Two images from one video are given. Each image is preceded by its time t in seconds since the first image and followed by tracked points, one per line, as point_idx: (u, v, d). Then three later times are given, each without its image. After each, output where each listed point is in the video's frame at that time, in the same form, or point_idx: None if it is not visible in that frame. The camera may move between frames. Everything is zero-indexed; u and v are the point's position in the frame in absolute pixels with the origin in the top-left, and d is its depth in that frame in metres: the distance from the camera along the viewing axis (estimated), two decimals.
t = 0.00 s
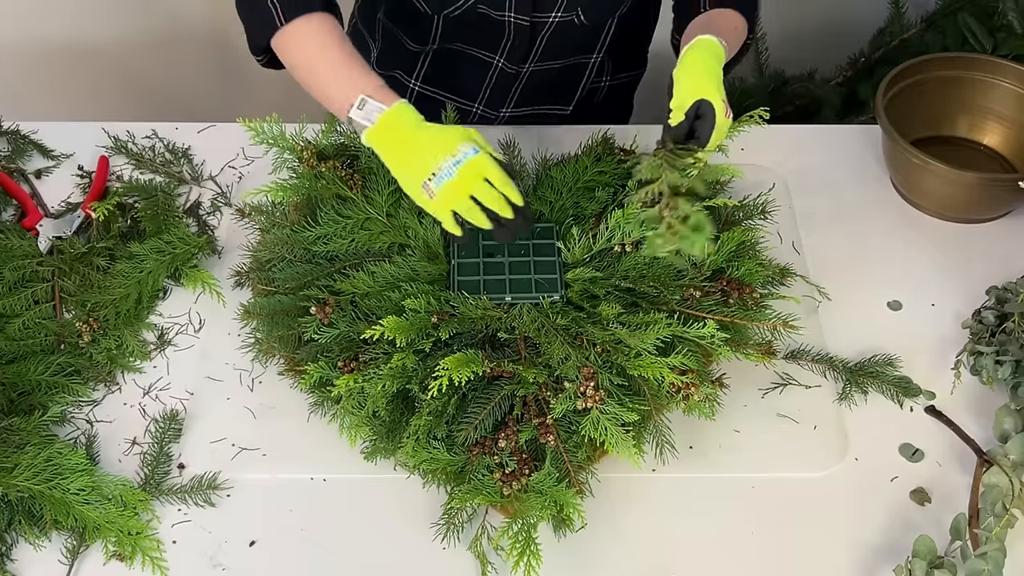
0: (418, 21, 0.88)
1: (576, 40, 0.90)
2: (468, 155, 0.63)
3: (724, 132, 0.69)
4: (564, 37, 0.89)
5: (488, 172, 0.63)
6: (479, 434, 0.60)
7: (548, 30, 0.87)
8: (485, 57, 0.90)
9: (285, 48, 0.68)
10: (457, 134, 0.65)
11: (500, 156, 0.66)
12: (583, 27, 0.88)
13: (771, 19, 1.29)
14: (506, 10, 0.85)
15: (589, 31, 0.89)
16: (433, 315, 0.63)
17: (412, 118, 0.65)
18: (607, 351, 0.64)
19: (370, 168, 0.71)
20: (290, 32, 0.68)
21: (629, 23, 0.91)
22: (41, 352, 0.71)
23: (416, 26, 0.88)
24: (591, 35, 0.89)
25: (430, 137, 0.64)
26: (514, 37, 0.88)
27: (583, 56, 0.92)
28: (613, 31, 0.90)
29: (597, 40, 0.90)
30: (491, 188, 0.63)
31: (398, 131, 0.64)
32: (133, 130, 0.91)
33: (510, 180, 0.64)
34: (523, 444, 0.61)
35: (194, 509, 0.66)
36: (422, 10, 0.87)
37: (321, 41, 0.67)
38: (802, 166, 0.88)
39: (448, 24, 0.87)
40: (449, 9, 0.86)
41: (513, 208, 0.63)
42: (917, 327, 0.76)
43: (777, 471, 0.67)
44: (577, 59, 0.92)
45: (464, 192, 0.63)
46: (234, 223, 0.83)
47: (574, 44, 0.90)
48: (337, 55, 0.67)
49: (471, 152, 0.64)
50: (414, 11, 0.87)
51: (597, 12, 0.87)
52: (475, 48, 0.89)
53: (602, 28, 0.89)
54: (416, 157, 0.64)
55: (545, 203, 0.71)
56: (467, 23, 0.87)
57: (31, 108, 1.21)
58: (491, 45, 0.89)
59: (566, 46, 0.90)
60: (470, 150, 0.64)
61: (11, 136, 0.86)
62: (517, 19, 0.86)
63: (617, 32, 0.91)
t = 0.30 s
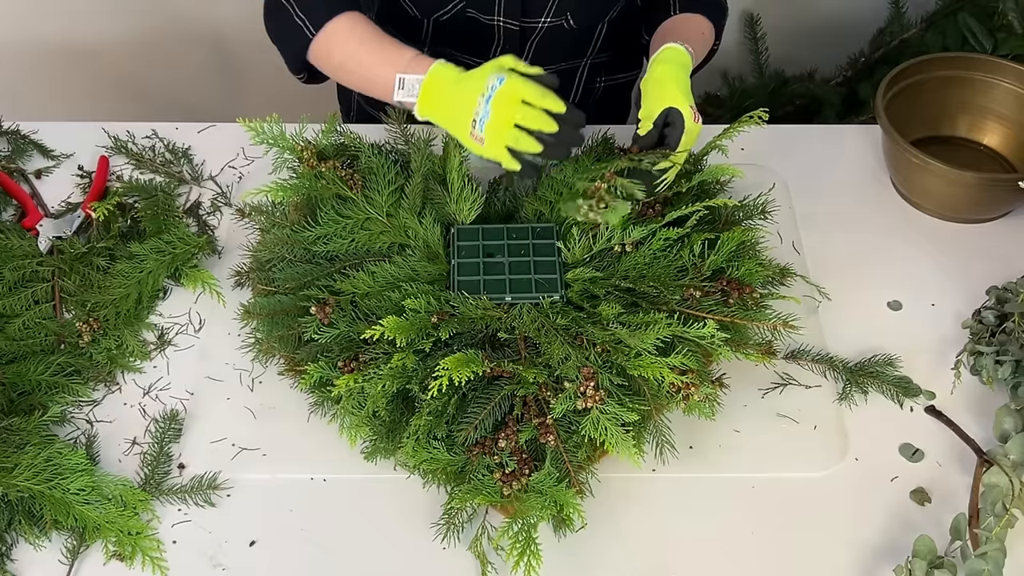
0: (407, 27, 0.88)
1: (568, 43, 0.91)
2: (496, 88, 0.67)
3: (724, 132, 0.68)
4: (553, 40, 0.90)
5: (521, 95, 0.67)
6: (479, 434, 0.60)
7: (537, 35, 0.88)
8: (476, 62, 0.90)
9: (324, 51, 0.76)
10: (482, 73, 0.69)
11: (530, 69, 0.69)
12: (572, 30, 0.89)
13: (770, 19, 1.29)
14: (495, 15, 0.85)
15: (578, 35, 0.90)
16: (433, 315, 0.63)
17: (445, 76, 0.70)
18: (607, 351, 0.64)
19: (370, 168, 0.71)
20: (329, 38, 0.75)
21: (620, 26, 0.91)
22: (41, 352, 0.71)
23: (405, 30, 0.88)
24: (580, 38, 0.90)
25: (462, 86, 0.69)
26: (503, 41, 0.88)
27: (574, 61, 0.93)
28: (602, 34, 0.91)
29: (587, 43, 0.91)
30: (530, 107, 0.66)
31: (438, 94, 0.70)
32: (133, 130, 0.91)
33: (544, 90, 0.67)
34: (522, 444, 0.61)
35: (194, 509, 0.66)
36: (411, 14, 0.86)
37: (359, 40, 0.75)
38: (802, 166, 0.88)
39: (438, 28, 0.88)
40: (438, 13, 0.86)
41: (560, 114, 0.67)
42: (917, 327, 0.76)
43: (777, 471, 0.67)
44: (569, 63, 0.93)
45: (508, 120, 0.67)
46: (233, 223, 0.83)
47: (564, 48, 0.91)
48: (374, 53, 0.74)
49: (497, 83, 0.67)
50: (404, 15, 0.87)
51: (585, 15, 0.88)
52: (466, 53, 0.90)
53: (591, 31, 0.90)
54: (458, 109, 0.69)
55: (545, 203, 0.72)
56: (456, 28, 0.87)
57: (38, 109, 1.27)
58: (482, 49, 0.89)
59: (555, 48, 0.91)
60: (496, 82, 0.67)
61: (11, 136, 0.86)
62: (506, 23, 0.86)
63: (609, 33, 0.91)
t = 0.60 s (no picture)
0: (406, 24, 0.88)
1: (569, 40, 0.91)
2: (493, 108, 0.67)
3: (725, 132, 0.69)
4: (554, 36, 0.90)
5: (518, 115, 0.66)
6: (479, 434, 0.60)
7: (538, 33, 0.89)
8: (476, 58, 0.91)
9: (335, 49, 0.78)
10: (481, 89, 0.69)
11: (528, 82, 0.68)
12: (573, 26, 0.89)
13: (770, 20, 1.29)
14: (496, 11, 0.86)
15: (578, 31, 0.90)
16: (433, 315, 0.63)
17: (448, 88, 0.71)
18: (607, 351, 0.64)
19: (370, 168, 0.71)
20: (338, 36, 0.78)
21: (620, 23, 0.92)
22: (41, 352, 0.71)
23: (406, 29, 0.88)
24: (581, 34, 0.91)
25: (464, 102, 0.69)
26: (505, 36, 0.89)
27: (575, 57, 0.93)
28: (603, 31, 0.91)
29: (588, 40, 0.92)
30: (526, 126, 0.66)
31: (444, 107, 0.71)
32: (133, 130, 0.91)
33: (542, 108, 0.67)
34: (523, 444, 0.61)
35: (194, 509, 0.66)
36: (412, 12, 0.86)
37: (371, 39, 0.77)
38: (802, 166, 0.88)
39: (439, 25, 0.88)
40: (439, 11, 0.86)
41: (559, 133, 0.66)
42: (917, 327, 0.76)
43: (777, 471, 0.67)
44: (569, 59, 0.94)
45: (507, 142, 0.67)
46: (234, 223, 0.83)
47: (564, 43, 0.91)
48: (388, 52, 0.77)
49: (493, 104, 0.67)
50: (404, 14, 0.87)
51: (586, 12, 0.88)
52: (467, 48, 0.90)
53: (592, 28, 0.90)
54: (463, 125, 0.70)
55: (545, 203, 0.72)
56: (458, 23, 0.88)
57: (40, 108, 1.28)
58: (483, 45, 0.90)
59: (557, 45, 0.91)
60: (493, 102, 0.67)
61: (11, 136, 0.86)
62: (507, 18, 0.87)
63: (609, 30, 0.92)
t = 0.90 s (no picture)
0: (405, 21, 0.88)
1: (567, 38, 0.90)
2: (469, 100, 0.68)
3: (724, 132, 0.69)
4: (551, 34, 0.89)
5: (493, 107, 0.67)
6: (479, 434, 0.60)
7: (536, 28, 0.88)
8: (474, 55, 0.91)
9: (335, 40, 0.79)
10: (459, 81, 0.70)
11: (504, 73, 0.69)
12: (570, 26, 0.89)
13: (770, 19, 1.29)
14: (493, 5, 0.85)
15: (576, 30, 0.89)
16: (433, 315, 0.63)
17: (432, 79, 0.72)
18: (607, 351, 0.64)
19: (370, 168, 0.71)
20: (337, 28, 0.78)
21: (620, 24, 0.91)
22: (41, 352, 0.71)
23: (405, 26, 0.88)
24: (578, 34, 0.90)
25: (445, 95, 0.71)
26: (501, 33, 0.88)
27: (574, 58, 0.93)
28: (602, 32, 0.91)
29: (587, 41, 0.92)
30: (501, 118, 0.67)
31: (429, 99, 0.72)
32: (133, 130, 0.91)
33: (516, 100, 0.68)
34: (523, 444, 0.61)
35: (194, 509, 0.66)
36: (410, 9, 0.86)
37: (371, 32, 0.78)
38: (802, 166, 0.88)
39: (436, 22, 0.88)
40: (436, 7, 0.86)
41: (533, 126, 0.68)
42: (917, 327, 0.76)
43: (777, 471, 0.67)
44: (568, 60, 0.93)
45: (483, 133, 0.68)
46: (234, 223, 0.83)
47: (562, 42, 0.91)
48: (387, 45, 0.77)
49: (469, 96, 0.68)
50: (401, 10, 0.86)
51: (582, 11, 0.87)
52: (465, 45, 0.90)
53: (591, 28, 0.90)
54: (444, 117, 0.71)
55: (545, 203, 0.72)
56: (455, 19, 0.87)
57: (41, 108, 1.28)
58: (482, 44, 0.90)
59: (554, 44, 0.91)
60: (470, 93, 0.68)
61: (11, 136, 0.86)
62: (503, 13, 0.86)
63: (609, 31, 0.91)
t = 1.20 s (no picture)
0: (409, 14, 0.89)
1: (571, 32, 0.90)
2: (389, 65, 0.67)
3: (724, 132, 0.69)
4: (554, 29, 0.89)
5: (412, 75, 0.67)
6: (479, 434, 0.61)
7: (539, 23, 0.88)
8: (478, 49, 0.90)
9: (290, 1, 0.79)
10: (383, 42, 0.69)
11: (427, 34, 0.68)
12: (574, 19, 0.88)
13: (770, 20, 1.29)
14: None
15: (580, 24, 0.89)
16: (433, 315, 0.63)
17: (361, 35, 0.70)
18: (607, 351, 0.64)
19: (370, 168, 0.71)
20: None
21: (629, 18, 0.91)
22: (41, 352, 0.71)
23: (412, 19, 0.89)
24: (583, 28, 0.90)
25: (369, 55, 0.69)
26: (505, 25, 0.88)
27: (579, 52, 0.93)
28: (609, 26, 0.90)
29: (592, 34, 0.91)
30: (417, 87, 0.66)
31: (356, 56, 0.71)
32: (134, 130, 0.91)
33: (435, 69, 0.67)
34: (523, 444, 0.61)
35: (194, 509, 0.66)
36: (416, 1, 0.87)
37: None
38: (802, 166, 0.88)
39: (443, 15, 0.88)
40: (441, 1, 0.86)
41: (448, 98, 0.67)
42: (917, 327, 0.76)
43: (777, 472, 0.67)
44: (574, 53, 0.93)
45: (400, 101, 0.67)
46: (234, 223, 0.83)
47: (566, 37, 0.90)
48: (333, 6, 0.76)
49: (390, 61, 0.67)
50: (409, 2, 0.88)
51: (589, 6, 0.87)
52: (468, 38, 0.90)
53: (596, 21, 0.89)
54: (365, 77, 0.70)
55: (545, 203, 0.72)
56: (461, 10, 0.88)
57: (42, 107, 1.28)
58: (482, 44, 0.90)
59: (558, 38, 0.90)
60: (387, 58, 0.68)
61: (11, 136, 0.86)
62: (506, 5, 0.86)
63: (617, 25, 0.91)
